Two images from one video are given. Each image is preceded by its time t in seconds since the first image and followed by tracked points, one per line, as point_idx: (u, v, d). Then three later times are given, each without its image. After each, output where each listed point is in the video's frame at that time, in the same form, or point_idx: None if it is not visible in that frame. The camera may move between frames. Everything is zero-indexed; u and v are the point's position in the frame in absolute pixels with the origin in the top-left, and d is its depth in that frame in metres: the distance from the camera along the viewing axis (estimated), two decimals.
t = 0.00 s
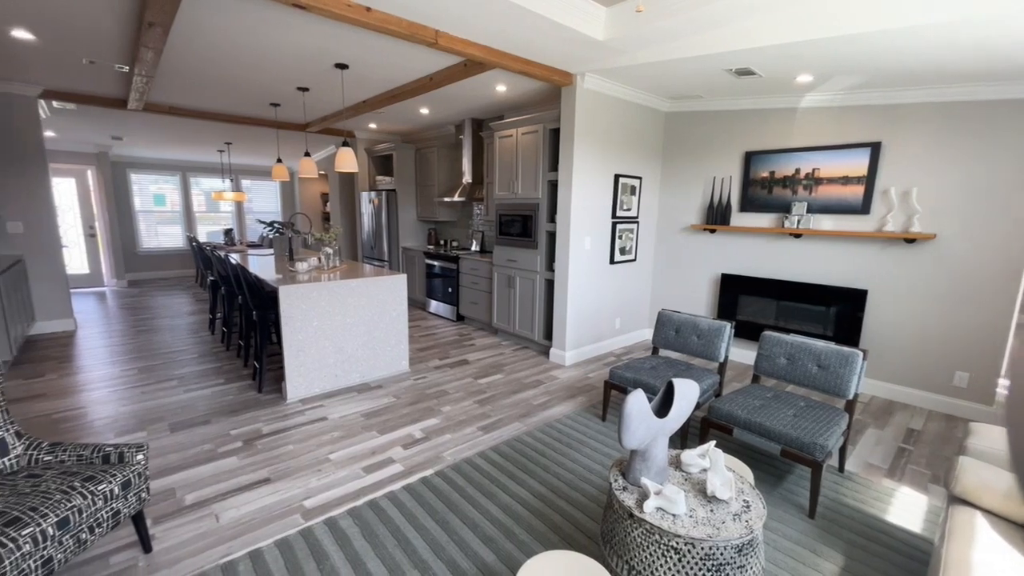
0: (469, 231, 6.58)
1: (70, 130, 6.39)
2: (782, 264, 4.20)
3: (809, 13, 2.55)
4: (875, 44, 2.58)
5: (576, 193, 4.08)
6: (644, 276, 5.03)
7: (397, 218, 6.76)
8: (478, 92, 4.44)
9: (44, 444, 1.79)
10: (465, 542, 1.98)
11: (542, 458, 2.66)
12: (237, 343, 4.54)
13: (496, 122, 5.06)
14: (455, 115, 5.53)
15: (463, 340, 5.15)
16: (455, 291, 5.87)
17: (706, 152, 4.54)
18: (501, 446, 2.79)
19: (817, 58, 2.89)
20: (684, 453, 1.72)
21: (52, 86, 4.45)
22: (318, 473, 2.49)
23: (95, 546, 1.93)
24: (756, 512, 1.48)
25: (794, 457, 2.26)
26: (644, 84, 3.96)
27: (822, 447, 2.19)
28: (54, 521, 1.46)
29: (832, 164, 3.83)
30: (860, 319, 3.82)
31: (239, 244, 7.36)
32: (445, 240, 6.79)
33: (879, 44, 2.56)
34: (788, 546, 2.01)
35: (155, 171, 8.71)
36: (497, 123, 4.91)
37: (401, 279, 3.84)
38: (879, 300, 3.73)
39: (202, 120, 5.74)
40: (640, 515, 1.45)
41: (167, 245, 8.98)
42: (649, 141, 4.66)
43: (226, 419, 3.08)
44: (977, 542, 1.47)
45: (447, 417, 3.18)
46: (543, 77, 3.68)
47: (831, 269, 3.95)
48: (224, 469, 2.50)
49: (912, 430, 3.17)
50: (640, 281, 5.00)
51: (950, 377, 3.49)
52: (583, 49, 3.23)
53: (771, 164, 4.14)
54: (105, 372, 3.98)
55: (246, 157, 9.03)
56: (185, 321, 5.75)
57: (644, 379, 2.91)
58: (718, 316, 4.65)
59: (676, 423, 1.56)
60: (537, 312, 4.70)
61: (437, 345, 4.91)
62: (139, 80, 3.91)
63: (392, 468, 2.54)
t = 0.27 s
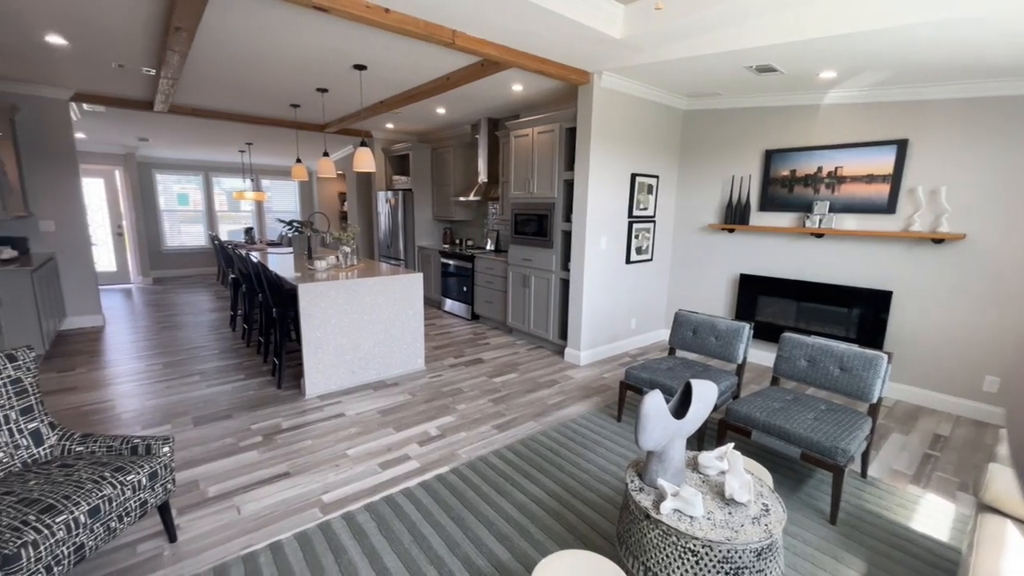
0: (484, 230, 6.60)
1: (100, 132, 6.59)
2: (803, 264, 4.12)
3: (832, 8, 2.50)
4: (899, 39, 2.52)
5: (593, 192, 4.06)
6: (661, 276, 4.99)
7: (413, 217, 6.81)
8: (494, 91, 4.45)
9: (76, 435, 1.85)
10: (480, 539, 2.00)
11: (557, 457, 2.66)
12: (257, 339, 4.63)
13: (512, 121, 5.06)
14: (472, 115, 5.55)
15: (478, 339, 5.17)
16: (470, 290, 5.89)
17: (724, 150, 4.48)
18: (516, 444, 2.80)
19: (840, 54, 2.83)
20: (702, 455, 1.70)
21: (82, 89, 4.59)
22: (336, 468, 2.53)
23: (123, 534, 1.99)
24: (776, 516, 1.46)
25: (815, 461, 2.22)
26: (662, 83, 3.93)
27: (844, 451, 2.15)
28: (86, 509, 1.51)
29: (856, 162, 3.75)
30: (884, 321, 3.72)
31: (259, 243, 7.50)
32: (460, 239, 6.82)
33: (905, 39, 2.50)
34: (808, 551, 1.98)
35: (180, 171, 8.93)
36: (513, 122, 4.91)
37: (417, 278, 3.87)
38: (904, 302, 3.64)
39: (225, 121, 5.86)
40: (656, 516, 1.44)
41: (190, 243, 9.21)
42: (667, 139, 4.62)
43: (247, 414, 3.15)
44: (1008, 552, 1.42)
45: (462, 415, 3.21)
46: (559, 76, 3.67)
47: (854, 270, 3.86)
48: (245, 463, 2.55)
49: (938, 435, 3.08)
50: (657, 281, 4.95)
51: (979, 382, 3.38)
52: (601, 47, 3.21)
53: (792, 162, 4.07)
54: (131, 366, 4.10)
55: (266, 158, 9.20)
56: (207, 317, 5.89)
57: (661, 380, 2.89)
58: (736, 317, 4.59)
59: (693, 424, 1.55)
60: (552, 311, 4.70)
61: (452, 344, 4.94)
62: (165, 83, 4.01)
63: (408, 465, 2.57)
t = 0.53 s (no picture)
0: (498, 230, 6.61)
1: (125, 134, 6.77)
2: (823, 265, 4.04)
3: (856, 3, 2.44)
4: (926, 34, 2.45)
5: (608, 192, 4.04)
6: (677, 276, 4.94)
7: (428, 217, 6.86)
8: (510, 91, 4.45)
9: (103, 428, 1.91)
10: (494, 537, 2.00)
11: (571, 458, 2.65)
12: (275, 337, 4.71)
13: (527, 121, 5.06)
14: (487, 115, 5.57)
15: (492, 338, 5.18)
16: (484, 290, 5.91)
17: (743, 149, 4.41)
18: (530, 444, 2.80)
19: (863, 50, 2.77)
20: (719, 458, 1.68)
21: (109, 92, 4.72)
22: (352, 464, 2.56)
23: (147, 525, 2.04)
24: (795, 520, 1.44)
25: (835, 466, 2.17)
26: (679, 81, 3.88)
27: (866, 456, 2.10)
28: (114, 500, 1.56)
29: (879, 161, 3.66)
30: (908, 323, 3.63)
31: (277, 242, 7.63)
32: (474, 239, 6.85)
33: (933, 35, 2.44)
34: (828, 557, 1.94)
35: (201, 172, 9.13)
36: (528, 122, 4.91)
37: (432, 278, 3.90)
38: (930, 304, 3.54)
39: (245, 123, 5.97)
40: (673, 518, 1.43)
41: (211, 243, 9.40)
42: (684, 138, 4.57)
43: (266, 410, 3.21)
44: None
45: (476, 414, 3.22)
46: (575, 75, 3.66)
47: (876, 271, 3.77)
48: (264, 457, 2.60)
49: (965, 442, 2.99)
50: (672, 281, 4.90)
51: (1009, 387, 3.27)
52: (618, 46, 3.19)
53: (813, 161, 3.99)
54: (155, 362, 4.20)
55: (285, 158, 9.35)
56: (227, 315, 6.01)
57: (676, 381, 2.86)
58: (753, 318, 4.52)
59: (711, 426, 1.54)
60: (566, 311, 4.68)
61: (466, 343, 4.96)
62: (188, 86, 4.11)
63: (423, 463, 2.58)
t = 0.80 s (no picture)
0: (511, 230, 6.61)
1: (148, 135, 6.93)
2: (844, 265, 3.96)
3: None
4: (953, 29, 2.38)
5: (623, 191, 4.02)
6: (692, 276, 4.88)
7: (443, 217, 6.89)
8: (525, 91, 4.45)
9: (129, 422, 1.96)
10: (507, 536, 2.01)
11: (584, 458, 2.65)
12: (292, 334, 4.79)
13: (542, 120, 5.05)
14: (501, 115, 5.57)
15: (505, 338, 5.19)
16: (497, 289, 5.92)
17: (761, 148, 4.35)
18: (543, 444, 2.79)
19: (887, 46, 2.71)
20: (736, 460, 1.66)
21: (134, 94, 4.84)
22: (368, 461, 2.59)
23: (170, 518, 2.09)
24: (815, 526, 1.41)
25: (855, 471, 2.13)
26: (696, 79, 3.84)
27: (888, 462, 2.05)
28: (139, 491, 1.60)
29: (903, 159, 3.57)
30: (932, 326, 3.54)
31: (295, 241, 7.74)
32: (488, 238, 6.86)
33: (960, 29, 2.37)
34: (848, 564, 1.90)
35: (221, 172, 9.30)
36: (542, 122, 4.90)
37: (447, 277, 3.92)
38: (956, 306, 3.44)
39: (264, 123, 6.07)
40: (689, 520, 1.42)
41: (230, 241, 9.58)
42: (700, 137, 4.51)
43: (284, 406, 3.26)
44: None
45: (490, 413, 3.23)
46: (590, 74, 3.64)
47: (899, 272, 3.68)
48: (282, 453, 2.65)
49: (992, 448, 2.91)
50: (688, 281, 4.85)
51: None
52: (634, 44, 3.16)
53: (834, 160, 3.91)
54: (176, 358, 4.30)
55: (302, 158, 9.48)
56: (246, 312, 6.12)
57: (692, 382, 2.83)
58: (771, 319, 4.45)
59: (728, 428, 1.52)
60: (580, 311, 4.67)
61: (480, 342, 4.98)
62: (210, 88, 4.19)
63: (437, 460, 2.60)
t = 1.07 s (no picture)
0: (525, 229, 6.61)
1: (170, 137, 7.09)
2: (865, 266, 3.88)
3: None
4: (980, 23, 2.32)
5: (638, 191, 3.99)
6: (708, 277, 4.83)
7: (456, 216, 6.92)
8: (539, 90, 4.44)
9: (152, 417, 2.01)
10: (521, 536, 2.01)
11: (598, 458, 2.63)
12: (308, 333, 4.85)
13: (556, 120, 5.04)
14: (515, 114, 5.57)
15: (518, 337, 5.19)
16: (510, 289, 5.92)
17: (779, 147, 4.28)
18: (556, 444, 2.79)
19: (909, 42, 2.65)
20: (753, 463, 1.64)
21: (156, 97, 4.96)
22: (382, 458, 2.61)
23: (191, 511, 2.14)
24: (835, 531, 1.39)
25: (876, 475, 2.09)
26: (713, 77, 3.79)
27: (910, 467, 2.01)
28: (162, 484, 1.64)
29: (927, 157, 3.48)
30: (957, 328, 3.44)
31: (311, 240, 7.85)
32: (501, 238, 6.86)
33: (987, 24, 2.30)
34: (869, 571, 1.86)
35: (239, 173, 9.47)
36: (556, 121, 4.89)
37: (460, 276, 3.93)
38: (982, 308, 3.34)
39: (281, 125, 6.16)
40: (705, 522, 1.40)
41: (248, 241, 9.75)
42: (717, 135, 4.45)
43: (300, 403, 3.31)
44: None
45: (503, 412, 3.23)
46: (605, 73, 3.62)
47: (923, 273, 3.59)
48: (299, 449, 2.69)
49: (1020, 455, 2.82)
50: (703, 282, 4.80)
51: None
52: (650, 43, 3.14)
53: (854, 158, 3.83)
54: (196, 355, 4.39)
55: (318, 159, 9.59)
56: (263, 311, 6.23)
57: (708, 384, 2.80)
58: (789, 321, 4.37)
59: (745, 430, 1.50)
60: (593, 311, 4.65)
61: (493, 342, 4.99)
62: (229, 90, 4.27)
63: (450, 459, 2.61)
